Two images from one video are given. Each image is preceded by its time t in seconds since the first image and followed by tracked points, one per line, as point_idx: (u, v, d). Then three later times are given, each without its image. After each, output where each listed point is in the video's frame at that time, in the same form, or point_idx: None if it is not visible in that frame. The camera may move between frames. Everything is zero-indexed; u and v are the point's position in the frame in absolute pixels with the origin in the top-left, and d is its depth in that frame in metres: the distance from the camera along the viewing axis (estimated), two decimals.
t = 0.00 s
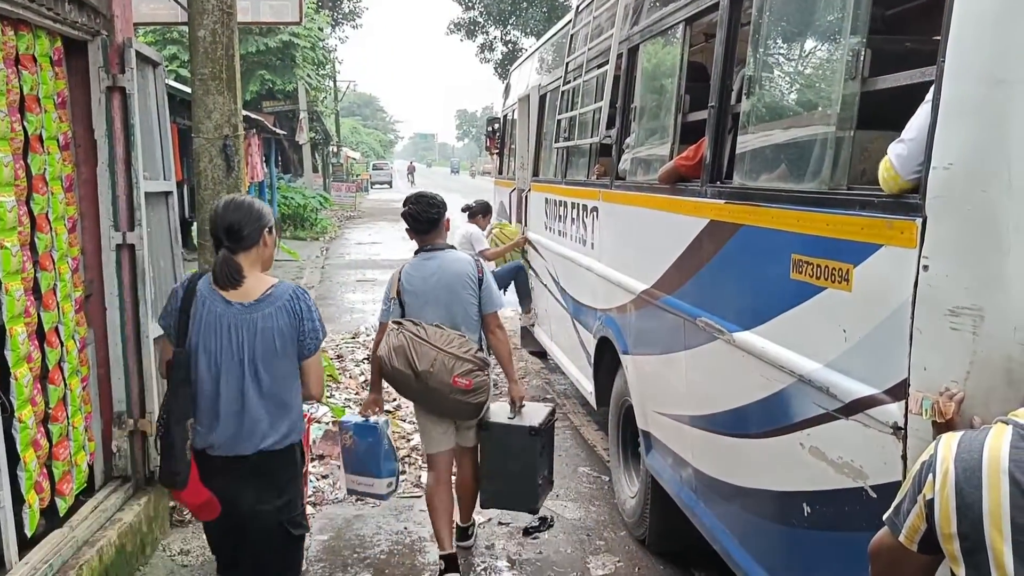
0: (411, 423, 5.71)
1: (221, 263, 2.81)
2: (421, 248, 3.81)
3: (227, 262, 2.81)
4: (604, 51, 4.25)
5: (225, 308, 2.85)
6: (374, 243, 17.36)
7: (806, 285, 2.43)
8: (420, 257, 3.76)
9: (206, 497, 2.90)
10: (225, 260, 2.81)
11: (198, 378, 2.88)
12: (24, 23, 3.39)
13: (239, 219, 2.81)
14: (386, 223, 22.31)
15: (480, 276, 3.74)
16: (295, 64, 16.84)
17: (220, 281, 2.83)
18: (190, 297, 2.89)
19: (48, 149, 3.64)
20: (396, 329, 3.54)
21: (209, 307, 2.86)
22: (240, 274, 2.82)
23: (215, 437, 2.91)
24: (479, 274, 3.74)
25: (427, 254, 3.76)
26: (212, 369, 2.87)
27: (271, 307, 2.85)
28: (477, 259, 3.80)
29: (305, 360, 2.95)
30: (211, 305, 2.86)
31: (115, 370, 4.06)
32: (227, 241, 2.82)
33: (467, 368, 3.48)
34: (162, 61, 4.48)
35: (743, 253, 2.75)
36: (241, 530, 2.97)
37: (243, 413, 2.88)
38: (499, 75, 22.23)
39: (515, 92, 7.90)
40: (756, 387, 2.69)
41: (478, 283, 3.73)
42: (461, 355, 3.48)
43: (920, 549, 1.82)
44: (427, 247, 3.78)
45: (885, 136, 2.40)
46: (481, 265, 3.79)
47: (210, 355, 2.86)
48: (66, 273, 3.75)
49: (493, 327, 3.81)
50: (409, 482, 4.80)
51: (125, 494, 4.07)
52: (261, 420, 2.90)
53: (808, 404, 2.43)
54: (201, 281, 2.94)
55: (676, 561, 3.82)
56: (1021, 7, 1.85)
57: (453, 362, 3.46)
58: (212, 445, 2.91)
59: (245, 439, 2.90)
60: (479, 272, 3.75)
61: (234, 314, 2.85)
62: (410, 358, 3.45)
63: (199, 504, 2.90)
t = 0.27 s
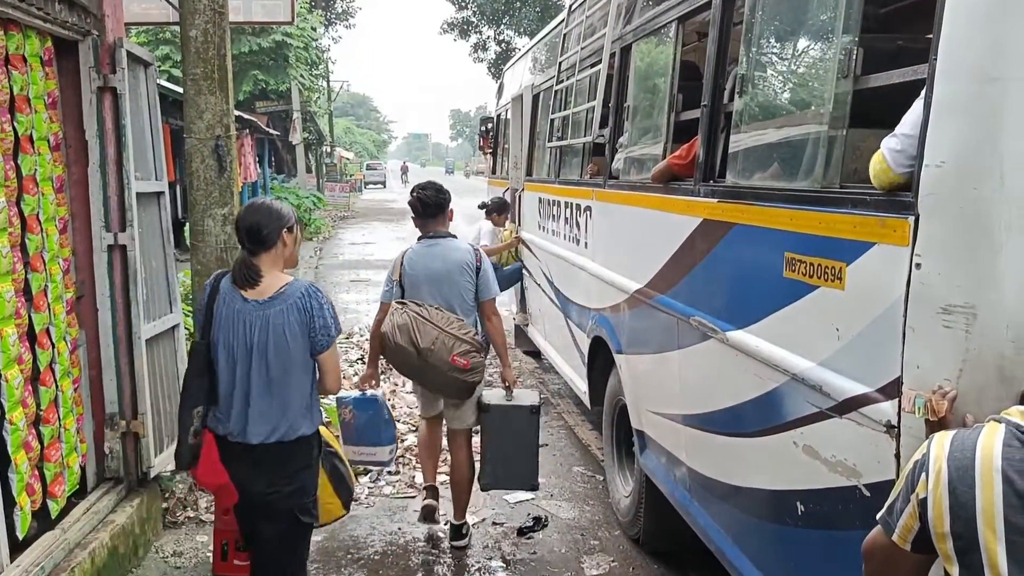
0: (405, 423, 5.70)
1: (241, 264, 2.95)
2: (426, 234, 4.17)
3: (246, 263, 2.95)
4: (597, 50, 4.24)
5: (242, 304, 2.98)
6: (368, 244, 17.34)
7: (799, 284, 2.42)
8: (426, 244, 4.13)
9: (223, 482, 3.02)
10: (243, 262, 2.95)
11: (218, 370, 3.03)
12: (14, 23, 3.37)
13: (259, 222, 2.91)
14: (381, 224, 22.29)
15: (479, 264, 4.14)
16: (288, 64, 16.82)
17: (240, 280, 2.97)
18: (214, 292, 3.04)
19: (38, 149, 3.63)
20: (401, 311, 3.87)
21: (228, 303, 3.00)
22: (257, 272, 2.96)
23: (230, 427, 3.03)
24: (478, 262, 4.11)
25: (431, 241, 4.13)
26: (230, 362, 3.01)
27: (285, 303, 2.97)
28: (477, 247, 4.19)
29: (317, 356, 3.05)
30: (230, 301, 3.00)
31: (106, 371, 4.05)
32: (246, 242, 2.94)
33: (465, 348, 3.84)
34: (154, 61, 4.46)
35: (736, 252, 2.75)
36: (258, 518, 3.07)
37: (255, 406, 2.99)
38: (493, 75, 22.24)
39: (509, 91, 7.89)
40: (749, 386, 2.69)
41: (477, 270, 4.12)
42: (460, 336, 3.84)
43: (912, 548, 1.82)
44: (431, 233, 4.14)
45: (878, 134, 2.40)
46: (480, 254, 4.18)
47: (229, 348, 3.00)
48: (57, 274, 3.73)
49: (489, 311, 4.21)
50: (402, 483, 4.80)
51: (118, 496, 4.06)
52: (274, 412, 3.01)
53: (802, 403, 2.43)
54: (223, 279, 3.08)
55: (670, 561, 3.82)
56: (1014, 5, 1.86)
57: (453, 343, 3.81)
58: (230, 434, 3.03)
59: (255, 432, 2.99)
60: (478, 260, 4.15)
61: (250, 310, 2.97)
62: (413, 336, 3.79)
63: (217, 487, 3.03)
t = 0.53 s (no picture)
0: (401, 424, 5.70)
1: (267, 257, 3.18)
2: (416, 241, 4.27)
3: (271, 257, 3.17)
4: (593, 51, 4.24)
5: (266, 295, 3.21)
6: (364, 244, 17.32)
7: (795, 285, 2.42)
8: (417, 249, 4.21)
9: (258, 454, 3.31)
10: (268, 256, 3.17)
11: (248, 357, 3.27)
12: (8, 23, 3.36)
13: (282, 219, 3.13)
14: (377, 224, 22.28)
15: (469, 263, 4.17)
16: (284, 64, 16.80)
17: (265, 272, 3.19)
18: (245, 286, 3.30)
19: (33, 150, 3.62)
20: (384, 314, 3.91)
21: (256, 293, 3.23)
22: (277, 266, 3.17)
23: (257, 407, 3.26)
24: (467, 261, 4.15)
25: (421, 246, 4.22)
26: (258, 347, 3.25)
27: (302, 295, 3.17)
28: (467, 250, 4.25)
29: (333, 344, 3.22)
30: (257, 292, 3.23)
31: (102, 372, 4.04)
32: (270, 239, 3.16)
33: (449, 345, 3.86)
34: (149, 62, 4.45)
35: (733, 253, 2.74)
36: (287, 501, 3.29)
37: (276, 392, 3.20)
38: (489, 76, 22.26)
39: (505, 91, 7.88)
40: (745, 387, 2.69)
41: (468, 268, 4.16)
42: (442, 335, 3.85)
43: (909, 551, 1.82)
44: (421, 241, 4.23)
45: (874, 136, 2.40)
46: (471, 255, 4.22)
47: (257, 334, 3.23)
48: (52, 275, 3.72)
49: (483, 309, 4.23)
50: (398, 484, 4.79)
51: (113, 498, 4.05)
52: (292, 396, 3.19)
53: (797, 404, 2.43)
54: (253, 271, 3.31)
55: (667, 562, 3.82)
56: (1010, 7, 1.88)
57: (434, 341, 3.83)
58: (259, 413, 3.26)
59: (279, 416, 3.21)
60: (468, 259, 4.17)
61: (273, 301, 3.19)
62: (394, 337, 3.84)
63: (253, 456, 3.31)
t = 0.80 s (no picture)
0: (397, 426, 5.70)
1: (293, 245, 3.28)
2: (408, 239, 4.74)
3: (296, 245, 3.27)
4: (585, 51, 4.24)
5: (286, 283, 3.30)
6: (360, 246, 17.33)
7: (787, 283, 2.42)
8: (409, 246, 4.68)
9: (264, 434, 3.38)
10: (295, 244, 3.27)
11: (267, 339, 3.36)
12: None
13: (313, 214, 3.26)
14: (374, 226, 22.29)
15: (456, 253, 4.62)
16: (279, 67, 16.82)
17: (289, 260, 3.29)
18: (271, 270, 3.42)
19: (24, 154, 3.61)
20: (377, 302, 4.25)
21: (279, 282, 3.33)
22: (297, 254, 3.26)
23: (272, 391, 3.33)
24: (454, 250, 4.60)
25: (412, 242, 4.67)
26: (276, 333, 3.33)
27: (316, 283, 3.23)
28: (454, 242, 4.74)
29: (345, 333, 3.26)
30: (279, 280, 3.34)
31: (95, 376, 4.04)
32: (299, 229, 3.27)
33: (434, 323, 4.18)
34: (141, 65, 4.45)
35: (725, 252, 2.73)
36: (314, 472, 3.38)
37: (291, 371, 3.26)
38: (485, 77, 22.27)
39: (499, 92, 7.89)
40: (737, 386, 2.69)
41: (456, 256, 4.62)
42: (428, 314, 4.18)
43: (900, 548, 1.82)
44: (410, 237, 4.70)
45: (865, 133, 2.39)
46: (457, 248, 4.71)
47: (276, 320, 3.32)
48: (44, 279, 3.71)
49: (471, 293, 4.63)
50: (394, 486, 4.79)
51: (108, 501, 4.04)
52: (304, 380, 3.25)
53: (790, 402, 2.42)
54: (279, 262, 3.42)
55: (663, 561, 3.81)
56: (998, 5, 1.88)
57: (420, 321, 4.17)
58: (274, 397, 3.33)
59: (292, 395, 3.26)
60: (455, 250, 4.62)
61: (291, 288, 3.27)
62: (385, 321, 4.19)
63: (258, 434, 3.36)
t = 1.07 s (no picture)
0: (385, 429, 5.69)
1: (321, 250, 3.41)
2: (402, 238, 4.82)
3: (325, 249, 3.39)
4: (569, 51, 4.25)
5: (314, 286, 3.45)
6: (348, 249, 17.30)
7: (770, 282, 2.43)
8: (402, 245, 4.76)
9: (290, 432, 3.53)
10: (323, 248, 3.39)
11: (293, 341, 3.51)
12: None
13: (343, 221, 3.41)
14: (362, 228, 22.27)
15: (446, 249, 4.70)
16: (265, 70, 16.79)
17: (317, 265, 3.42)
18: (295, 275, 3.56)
19: (6, 160, 3.60)
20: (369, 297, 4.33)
21: (305, 285, 3.48)
22: (327, 260, 3.38)
23: (298, 390, 3.48)
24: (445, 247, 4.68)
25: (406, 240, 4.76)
26: (302, 334, 3.48)
27: (345, 287, 3.40)
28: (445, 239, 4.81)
29: (371, 333, 3.43)
30: (305, 283, 3.48)
31: (80, 382, 4.03)
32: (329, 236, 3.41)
33: (423, 315, 4.23)
34: (123, 69, 4.43)
35: (708, 251, 2.74)
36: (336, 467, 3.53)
37: (320, 372, 3.42)
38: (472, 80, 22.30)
39: (484, 93, 7.88)
40: (722, 385, 2.69)
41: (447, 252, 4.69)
42: (418, 306, 4.23)
43: (882, 543, 1.86)
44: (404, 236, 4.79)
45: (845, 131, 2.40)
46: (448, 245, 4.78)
47: (303, 322, 3.47)
48: (28, 285, 3.69)
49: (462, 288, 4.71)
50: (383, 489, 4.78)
51: (94, 508, 4.03)
52: (333, 379, 3.41)
53: (774, 400, 2.43)
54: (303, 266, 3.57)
55: (652, 560, 3.81)
56: (974, 4, 1.90)
57: (409, 313, 4.21)
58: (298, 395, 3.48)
59: (321, 394, 3.42)
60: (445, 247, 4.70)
61: (319, 292, 3.43)
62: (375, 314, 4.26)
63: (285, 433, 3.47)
